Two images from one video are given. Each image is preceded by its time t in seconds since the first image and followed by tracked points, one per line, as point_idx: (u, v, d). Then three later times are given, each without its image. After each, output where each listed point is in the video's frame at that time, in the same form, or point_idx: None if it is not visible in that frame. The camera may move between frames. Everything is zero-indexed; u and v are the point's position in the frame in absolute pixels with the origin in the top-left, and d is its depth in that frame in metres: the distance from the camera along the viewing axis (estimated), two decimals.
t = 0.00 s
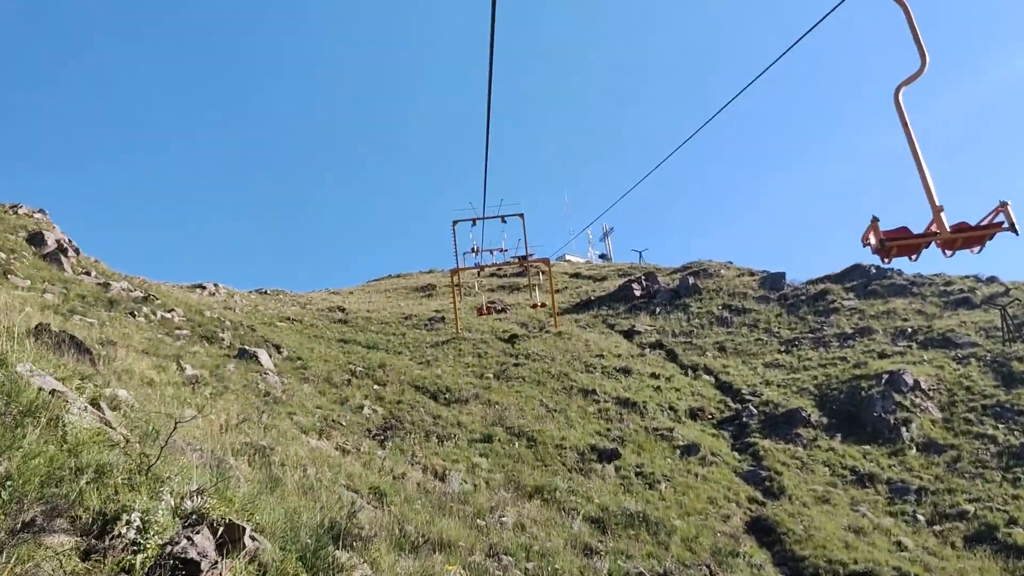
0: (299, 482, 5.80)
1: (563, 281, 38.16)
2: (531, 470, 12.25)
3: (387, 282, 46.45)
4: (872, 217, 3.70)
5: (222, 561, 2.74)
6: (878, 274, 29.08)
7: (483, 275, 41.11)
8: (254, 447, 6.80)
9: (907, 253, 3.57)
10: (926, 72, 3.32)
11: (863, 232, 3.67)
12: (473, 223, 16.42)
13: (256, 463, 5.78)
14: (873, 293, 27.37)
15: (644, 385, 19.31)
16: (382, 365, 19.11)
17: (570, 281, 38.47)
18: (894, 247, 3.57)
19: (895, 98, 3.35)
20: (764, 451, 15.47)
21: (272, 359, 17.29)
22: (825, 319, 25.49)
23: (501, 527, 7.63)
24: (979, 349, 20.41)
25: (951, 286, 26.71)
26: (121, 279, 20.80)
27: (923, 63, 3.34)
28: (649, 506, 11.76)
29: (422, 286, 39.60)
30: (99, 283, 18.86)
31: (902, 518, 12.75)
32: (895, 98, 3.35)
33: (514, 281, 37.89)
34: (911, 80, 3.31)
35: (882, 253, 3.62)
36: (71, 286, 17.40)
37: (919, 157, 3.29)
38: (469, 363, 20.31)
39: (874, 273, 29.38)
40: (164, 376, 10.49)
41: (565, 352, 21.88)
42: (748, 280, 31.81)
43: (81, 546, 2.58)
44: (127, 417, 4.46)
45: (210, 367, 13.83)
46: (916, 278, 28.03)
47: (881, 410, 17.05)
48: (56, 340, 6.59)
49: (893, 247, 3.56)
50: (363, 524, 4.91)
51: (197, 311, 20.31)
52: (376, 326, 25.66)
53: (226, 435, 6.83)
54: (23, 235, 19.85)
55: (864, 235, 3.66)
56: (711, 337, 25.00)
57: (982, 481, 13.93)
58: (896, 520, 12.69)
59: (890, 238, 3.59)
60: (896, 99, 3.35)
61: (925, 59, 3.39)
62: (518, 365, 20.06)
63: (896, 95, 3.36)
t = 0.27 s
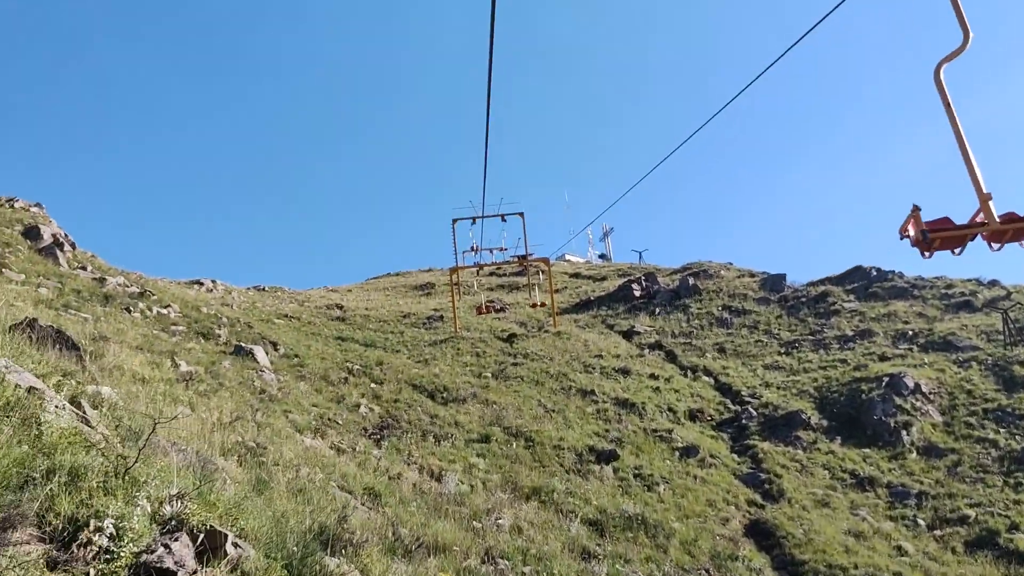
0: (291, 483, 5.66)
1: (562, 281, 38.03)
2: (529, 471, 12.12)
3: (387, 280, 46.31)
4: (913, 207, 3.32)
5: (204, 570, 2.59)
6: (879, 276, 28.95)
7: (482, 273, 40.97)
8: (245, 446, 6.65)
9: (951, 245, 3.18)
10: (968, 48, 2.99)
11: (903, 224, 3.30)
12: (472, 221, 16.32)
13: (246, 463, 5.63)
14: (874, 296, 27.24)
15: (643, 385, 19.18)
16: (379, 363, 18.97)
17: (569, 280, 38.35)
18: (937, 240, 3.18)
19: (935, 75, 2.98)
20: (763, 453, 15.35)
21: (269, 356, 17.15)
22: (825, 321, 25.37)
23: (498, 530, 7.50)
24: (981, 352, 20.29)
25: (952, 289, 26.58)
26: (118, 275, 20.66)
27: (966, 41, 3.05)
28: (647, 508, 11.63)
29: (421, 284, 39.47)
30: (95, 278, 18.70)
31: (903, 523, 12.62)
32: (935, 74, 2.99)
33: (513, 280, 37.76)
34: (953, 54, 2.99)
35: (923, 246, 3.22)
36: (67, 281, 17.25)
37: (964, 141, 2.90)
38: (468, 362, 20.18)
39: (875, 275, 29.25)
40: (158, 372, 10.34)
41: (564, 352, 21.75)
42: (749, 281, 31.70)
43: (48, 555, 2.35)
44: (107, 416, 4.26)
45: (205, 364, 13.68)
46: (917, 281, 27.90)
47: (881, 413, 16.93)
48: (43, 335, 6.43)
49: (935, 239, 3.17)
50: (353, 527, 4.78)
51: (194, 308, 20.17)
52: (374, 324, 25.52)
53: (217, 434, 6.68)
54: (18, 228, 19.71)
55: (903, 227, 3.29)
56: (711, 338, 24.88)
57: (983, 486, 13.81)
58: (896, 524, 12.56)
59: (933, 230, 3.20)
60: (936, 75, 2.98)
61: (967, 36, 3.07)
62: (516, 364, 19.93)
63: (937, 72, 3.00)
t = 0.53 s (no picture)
0: (282, 478, 5.52)
1: (562, 274, 37.85)
2: (527, 465, 12.02)
3: (386, 271, 46.12)
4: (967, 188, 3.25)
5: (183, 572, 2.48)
6: (881, 272, 28.80)
7: (482, 266, 40.80)
8: (237, 438, 6.51)
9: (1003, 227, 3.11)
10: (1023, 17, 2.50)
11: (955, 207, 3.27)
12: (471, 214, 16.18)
13: (236, 457, 5.50)
14: (875, 292, 27.09)
15: (642, 380, 19.07)
16: (377, 355, 18.84)
17: (569, 274, 38.17)
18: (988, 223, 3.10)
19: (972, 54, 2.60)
20: (763, 449, 15.26)
21: (266, 347, 17.02)
22: (826, 317, 25.24)
23: (494, 526, 7.38)
24: (982, 350, 20.17)
25: (953, 286, 26.43)
26: (114, 263, 20.49)
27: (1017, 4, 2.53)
28: (645, 504, 11.54)
29: (420, 276, 39.27)
30: (92, 265, 18.55)
31: (902, 521, 12.53)
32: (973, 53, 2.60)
33: (513, 272, 37.57)
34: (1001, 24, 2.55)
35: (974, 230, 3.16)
36: (63, 269, 17.10)
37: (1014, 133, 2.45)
38: (466, 354, 20.05)
39: (876, 271, 29.10)
40: (151, 362, 10.21)
41: (563, 345, 21.62)
42: (749, 276, 31.55)
43: (14, 558, 2.21)
44: (93, 408, 4.12)
45: (201, 354, 13.55)
46: (918, 277, 27.75)
47: (882, 410, 16.83)
48: (31, 322, 6.28)
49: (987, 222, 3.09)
50: (345, 523, 4.65)
51: (191, 297, 20.02)
52: (373, 315, 25.38)
53: (208, 426, 6.54)
54: (14, 215, 19.53)
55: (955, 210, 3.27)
56: (711, 333, 24.75)
57: (984, 485, 13.71)
58: (896, 522, 12.48)
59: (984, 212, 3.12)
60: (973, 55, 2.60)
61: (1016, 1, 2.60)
62: (515, 358, 19.80)
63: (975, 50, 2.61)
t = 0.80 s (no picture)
0: (276, 472, 5.37)
1: (562, 267, 37.67)
2: (526, 459, 11.90)
3: (385, 263, 45.93)
4: None
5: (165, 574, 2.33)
6: (882, 267, 28.63)
7: (481, 258, 40.62)
8: (230, 431, 6.36)
9: None
10: None
11: None
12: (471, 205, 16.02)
13: (228, 451, 5.35)
14: (877, 287, 26.93)
15: (642, 373, 18.95)
16: (376, 347, 18.71)
17: (569, 267, 37.99)
18: None
19: None
20: (764, 444, 15.16)
21: (263, 337, 16.87)
22: (827, 312, 25.10)
23: (493, 521, 7.25)
24: (985, 346, 20.04)
25: (955, 281, 26.27)
26: (111, 252, 20.29)
27: None
28: (645, 499, 11.43)
29: (420, 267, 39.09)
30: (88, 254, 18.37)
31: (904, 517, 12.43)
32: None
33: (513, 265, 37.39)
34: None
35: None
36: (59, 257, 16.92)
37: None
38: (466, 347, 19.91)
39: (878, 266, 28.93)
40: (146, 352, 10.06)
41: (563, 338, 21.49)
42: (750, 270, 31.38)
43: None
44: (77, 402, 3.96)
45: (197, 345, 13.40)
46: (921, 272, 27.59)
47: (883, 406, 16.72)
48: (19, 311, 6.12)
49: None
50: (340, 520, 4.51)
51: (189, 287, 19.84)
52: (372, 307, 25.22)
53: (202, 418, 6.39)
54: (10, 203, 19.32)
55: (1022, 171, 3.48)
56: (711, 327, 24.60)
57: (986, 481, 13.61)
58: (897, 518, 12.39)
59: None
60: None
61: None
62: (515, 350, 19.66)
63: None
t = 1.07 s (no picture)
0: (266, 458, 5.27)
1: (562, 254, 37.47)
2: (523, 446, 11.82)
3: (384, 247, 45.67)
4: None
5: (142, 570, 2.22)
6: (884, 258, 28.46)
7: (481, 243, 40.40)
8: (221, 415, 6.23)
9: None
10: None
11: None
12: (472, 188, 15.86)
13: (217, 436, 5.23)
14: (878, 278, 26.78)
15: (641, 362, 18.87)
16: (374, 331, 18.58)
17: (569, 254, 37.79)
18: None
19: None
20: (762, 435, 15.11)
21: (260, 320, 16.73)
22: (828, 303, 24.97)
23: (488, 510, 7.16)
24: (985, 339, 19.93)
25: (957, 273, 26.12)
26: (108, 232, 20.09)
27: None
28: (642, 488, 11.37)
29: (419, 252, 38.87)
30: (84, 234, 18.17)
31: (902, 510, 12.38)
32: None
33: (512, 251, 37.18)
34: None
35: None
36: (54, 236, 16.72)
37: None
38: (464, 333, 19.79)
39: (880, 257, 28.76)
40: (140, 334, 9.91)
41: (561, 326, 21.37)
42: (751, 260, 31.20)
43: None
44: (59, 386, 3.81)
45: (193, 327, 13.26)
46: (922, 264, 27.42)
47: (883, 398, 16.64)
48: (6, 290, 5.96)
49: None
50: (330, 508, 4.40)
51: (186, 268, 19.66)
52: (370, 291, 25.07)
53: (193, 403, 6.26)
54: (5, 181, 19.08)
55: None
56: (711, 316, 24.49)
57: (985, 475, 13.57)
58: (895, 511, 12.37)
59: None
60: None
61: None
62: (513, 337, 19.55)
63: None
